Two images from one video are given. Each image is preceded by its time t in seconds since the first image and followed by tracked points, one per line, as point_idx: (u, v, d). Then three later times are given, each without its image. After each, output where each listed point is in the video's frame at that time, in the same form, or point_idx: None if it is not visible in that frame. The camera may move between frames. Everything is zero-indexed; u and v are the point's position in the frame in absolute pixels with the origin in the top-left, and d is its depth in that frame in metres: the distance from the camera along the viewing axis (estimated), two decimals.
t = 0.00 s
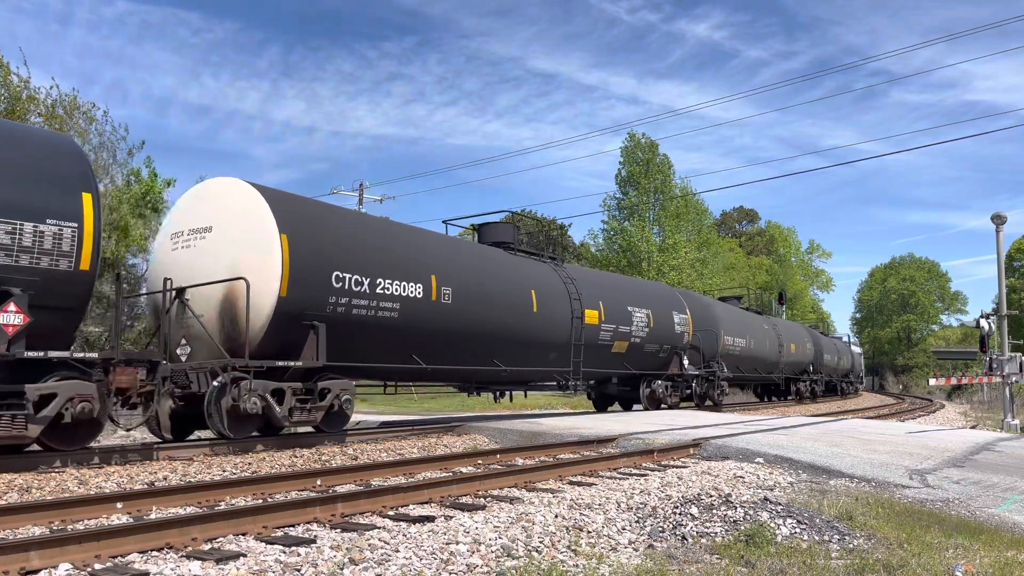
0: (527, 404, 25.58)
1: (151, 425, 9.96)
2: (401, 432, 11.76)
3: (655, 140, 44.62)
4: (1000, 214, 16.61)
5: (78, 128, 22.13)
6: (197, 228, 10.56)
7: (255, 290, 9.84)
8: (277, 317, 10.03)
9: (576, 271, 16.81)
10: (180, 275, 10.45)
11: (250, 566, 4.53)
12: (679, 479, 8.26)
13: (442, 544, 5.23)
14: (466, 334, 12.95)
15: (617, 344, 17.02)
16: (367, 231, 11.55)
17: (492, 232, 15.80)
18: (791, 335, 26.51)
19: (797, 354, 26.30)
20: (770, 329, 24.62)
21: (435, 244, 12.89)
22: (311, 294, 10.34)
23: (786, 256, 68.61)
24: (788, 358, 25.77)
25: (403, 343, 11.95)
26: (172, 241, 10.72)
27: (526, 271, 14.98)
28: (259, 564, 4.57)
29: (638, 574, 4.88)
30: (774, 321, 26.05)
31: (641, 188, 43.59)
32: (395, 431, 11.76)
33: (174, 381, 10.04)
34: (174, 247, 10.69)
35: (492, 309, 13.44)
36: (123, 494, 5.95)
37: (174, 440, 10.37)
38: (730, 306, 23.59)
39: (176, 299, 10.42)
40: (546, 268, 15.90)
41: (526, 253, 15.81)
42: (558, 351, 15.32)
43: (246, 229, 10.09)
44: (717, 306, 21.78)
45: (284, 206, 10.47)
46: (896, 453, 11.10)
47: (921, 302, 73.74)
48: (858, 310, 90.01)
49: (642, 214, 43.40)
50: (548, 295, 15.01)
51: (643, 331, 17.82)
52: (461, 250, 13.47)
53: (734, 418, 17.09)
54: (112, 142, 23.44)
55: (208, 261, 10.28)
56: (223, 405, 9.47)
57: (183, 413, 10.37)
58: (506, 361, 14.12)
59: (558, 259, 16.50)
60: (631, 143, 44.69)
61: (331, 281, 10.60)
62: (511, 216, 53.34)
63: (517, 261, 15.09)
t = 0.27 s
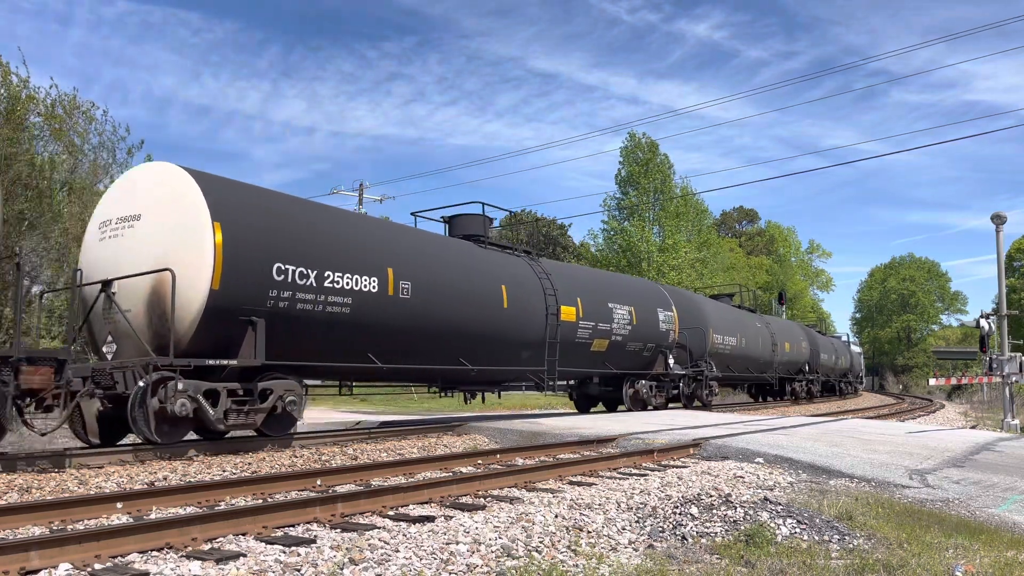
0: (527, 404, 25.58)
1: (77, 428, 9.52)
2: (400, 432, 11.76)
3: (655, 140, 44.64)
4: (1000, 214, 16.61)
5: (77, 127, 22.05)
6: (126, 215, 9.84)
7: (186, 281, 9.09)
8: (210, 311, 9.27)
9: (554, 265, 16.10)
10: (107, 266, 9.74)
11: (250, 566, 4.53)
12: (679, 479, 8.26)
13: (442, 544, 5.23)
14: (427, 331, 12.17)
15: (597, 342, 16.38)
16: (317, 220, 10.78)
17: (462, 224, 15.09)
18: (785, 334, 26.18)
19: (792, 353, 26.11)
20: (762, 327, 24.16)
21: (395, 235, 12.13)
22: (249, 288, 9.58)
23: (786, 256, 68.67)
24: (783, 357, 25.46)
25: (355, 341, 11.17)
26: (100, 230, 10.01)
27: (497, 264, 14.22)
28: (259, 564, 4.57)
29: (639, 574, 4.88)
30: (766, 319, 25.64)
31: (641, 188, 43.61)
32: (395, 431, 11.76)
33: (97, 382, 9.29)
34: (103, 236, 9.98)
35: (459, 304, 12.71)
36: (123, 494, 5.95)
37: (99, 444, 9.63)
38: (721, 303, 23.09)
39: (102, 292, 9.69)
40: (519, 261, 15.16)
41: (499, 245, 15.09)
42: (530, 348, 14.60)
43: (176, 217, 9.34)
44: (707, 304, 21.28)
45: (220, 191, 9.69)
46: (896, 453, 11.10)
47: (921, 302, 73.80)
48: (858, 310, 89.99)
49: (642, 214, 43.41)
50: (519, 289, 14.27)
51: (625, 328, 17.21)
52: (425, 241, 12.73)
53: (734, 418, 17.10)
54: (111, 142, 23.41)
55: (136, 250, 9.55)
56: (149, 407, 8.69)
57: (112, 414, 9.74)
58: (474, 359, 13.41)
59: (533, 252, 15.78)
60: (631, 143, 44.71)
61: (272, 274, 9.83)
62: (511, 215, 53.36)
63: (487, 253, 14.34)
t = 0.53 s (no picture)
0: (527, 404, 25.58)
1: None
2: (400, 432, 11.76)
3: (655, 140, 44.64)
4: (1000, 214, 16.61)
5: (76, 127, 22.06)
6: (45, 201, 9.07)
7: (103, 273, 8.31)
8: (132, 306, 8.47)
9: (530, 259, 15.31)
10: (23, 256, 8.97)
11: (250, 566, 4.52)
12: (679, 479, 8.25)
13: (442, 544, 5.23)
14: (384, 328, 11.33)
15: (576, 340, 15.65)
16: (259, 208, 9.94)
17: (429, 215, 14.34)
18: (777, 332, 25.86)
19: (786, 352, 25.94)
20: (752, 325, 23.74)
21: (350, 225, 11.30)
22: (176, 280, 8.76)
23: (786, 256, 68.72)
24: (776, 356, 25.20)
25: (301, 338, 10.33)
26: (18, 217, 9.26)
27: (466, 258, 13.39)
28: (259, 564, 4.57)
29: (639, 574, 4.88)
30: (758, 317, 25.26)
31: (641, 188, 43.61)
32: (395, 432, 11.76)
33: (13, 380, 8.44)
34: (21, 223, 9.23)
35: (420, 299, 11.86)
36: (123, 494, 5.95)
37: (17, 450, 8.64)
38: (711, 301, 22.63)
39: (18, 285, 8.93)
40: (491, 255, 14.33)
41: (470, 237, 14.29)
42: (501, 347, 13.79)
43: (96, 202, 8.56)
44: (696, 300, 20.82)
45: (145, 175, 8.84)
46: (896, 453, 11.11)
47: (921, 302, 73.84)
48: (858, 310, 89.99)
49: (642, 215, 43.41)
50: (489, 285, 13.44)
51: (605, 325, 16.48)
52: (386, 233, 11.91)
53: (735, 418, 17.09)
54: (111, 142, 23.32)
55: (52, 238, 8.77)
56: (61, 411, 7.88)
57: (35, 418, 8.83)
58: (439, 358, 12.59)
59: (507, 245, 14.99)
60: (631, 143, 44.71)
61: (203, 265, 9.00)
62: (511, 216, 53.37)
63: (455, 246, 13.51)
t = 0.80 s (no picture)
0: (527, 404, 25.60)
1: None
2: (400, 433, 11.75)
3: (655, 140, 44.64)
4: (1000, 214, 16.61)
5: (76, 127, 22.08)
6: None
7: None
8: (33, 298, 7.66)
9: (503, 253, 14.54)
10: None
11: (250, 566, 4.52)
12: (679, 479, 8.25)
13: (442, 544, 5.23)
14: (332, 325, 10.51)
15: (551, 338, 14.83)
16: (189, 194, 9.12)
17: (392, 206, 13.41)
18: (770, 331, 25.50)
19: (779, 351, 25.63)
20: (744, 323, 23.32)
21: (297, 214, 10.47)
22: (89, 272, 7.99)
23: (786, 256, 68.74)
24: (768, 356, 24.88)
25: (237, 335, 9.54)
26: None
27: (429, 251, 12.55)
28: (259, 564, 4.57)
29: (639, 574, 4.88)
30: (749, 315, 24.84)
31: (641, 189, 43.61)
32: (395, 432, 11.76)
33: None
34: None
35: (376, 294, 11.06)
36: (123, 494, 5.95)
37: None
38: (701, 298, 22.17)
39: None
40: (458, 248, 13.50)
41: (437, 229, 13.44)
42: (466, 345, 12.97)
43: None
44: (686, 298, 20.33)
45: (54, 155, 8.04)
46: (896, 453, 11.11)
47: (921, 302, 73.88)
48: (858, 310, 90.00)
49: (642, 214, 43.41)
50: (452, 279, 12.61)
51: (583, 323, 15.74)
52: (339, 223, 11.10)
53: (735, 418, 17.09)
54: (111, 141, 23.30)
55: None
56: None
57: None
58: (397, 357, 11.78)
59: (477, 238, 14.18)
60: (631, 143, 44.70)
61: (120, 255, 8.22)
62: (511, 215, 53.40)
63: (418, 238, 12.70)
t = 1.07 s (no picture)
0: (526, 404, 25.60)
1: None
2: (400, 433, 11.75)
3: (655, 140, 44.64)
4: (1000, 214, 16.61)
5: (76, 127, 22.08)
6: None
7: None
8: None
9: (472, 246, 13.80)
10: None
11: (250, 566, 4.52)
12: (679, 479, 8.25)
13: (442, 544, 5.23)
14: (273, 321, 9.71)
15: (523, 336, 14.09)
16: (108, 177, 8.33)
17: (350, 196, 12.65)
18: (762, 330, 25.30)
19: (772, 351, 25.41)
20: (734, 322, 23.11)
21: (235, 201, 9.69)
22: None
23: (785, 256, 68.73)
24: (761, 356, 24.66)
25: (165, 333, 8.77)
26: None
27: (386, 242, 11.74)
28: (259, 564, 4.57)
29: (639, 574, 4.88)
30: (741, 314, 24.66)
31: (641, 189, 43.62)
32: (395, 432, 11.76)
33: None
34: None
35: (327, 287, 10.29)
36: (123, 494, 5.95)
37: None
38: (690, 295, 21.99)
39: None
40: (421, 240, 12.70)
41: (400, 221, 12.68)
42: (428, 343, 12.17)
43: None
44: (673, 296, 20.13)
45: None
46: (896, 453, 11.11)
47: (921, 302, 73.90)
48: (858, 310, 90.01)
49: (642, 214, 43.40)
50: (413, 273, 11.82)
51: (559, 321, 15.08)
52: (283, 212, 10.31)
53: (735, 418, 17.09)
54: (111, 141, 23.29)
55: None
56: None
57: None
58: (349, 355, 10.98)
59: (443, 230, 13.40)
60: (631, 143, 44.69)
61: (22, 243, 7.40)
62: (511, 215, 53.40)
63: (376, 228, 11.92)
